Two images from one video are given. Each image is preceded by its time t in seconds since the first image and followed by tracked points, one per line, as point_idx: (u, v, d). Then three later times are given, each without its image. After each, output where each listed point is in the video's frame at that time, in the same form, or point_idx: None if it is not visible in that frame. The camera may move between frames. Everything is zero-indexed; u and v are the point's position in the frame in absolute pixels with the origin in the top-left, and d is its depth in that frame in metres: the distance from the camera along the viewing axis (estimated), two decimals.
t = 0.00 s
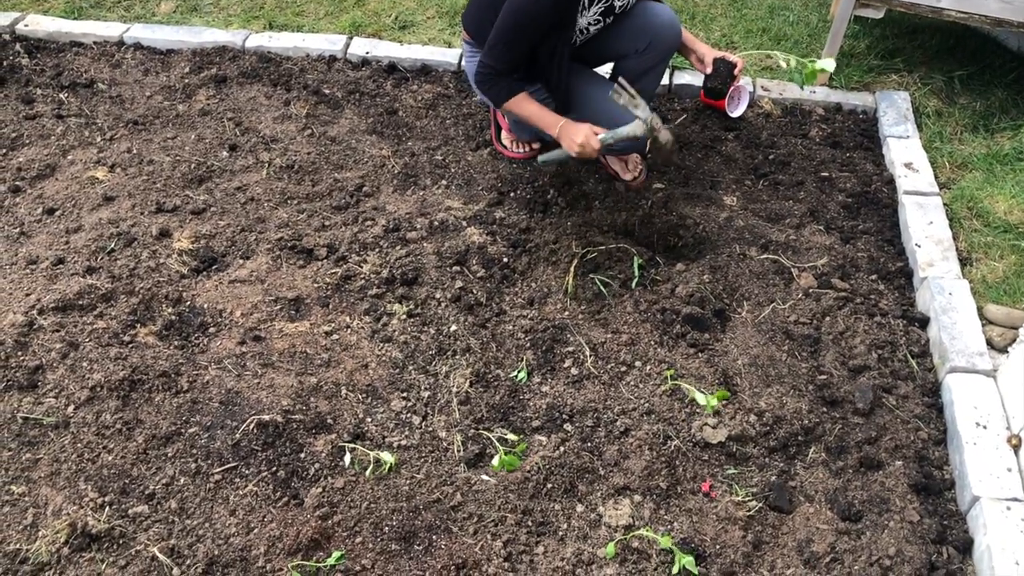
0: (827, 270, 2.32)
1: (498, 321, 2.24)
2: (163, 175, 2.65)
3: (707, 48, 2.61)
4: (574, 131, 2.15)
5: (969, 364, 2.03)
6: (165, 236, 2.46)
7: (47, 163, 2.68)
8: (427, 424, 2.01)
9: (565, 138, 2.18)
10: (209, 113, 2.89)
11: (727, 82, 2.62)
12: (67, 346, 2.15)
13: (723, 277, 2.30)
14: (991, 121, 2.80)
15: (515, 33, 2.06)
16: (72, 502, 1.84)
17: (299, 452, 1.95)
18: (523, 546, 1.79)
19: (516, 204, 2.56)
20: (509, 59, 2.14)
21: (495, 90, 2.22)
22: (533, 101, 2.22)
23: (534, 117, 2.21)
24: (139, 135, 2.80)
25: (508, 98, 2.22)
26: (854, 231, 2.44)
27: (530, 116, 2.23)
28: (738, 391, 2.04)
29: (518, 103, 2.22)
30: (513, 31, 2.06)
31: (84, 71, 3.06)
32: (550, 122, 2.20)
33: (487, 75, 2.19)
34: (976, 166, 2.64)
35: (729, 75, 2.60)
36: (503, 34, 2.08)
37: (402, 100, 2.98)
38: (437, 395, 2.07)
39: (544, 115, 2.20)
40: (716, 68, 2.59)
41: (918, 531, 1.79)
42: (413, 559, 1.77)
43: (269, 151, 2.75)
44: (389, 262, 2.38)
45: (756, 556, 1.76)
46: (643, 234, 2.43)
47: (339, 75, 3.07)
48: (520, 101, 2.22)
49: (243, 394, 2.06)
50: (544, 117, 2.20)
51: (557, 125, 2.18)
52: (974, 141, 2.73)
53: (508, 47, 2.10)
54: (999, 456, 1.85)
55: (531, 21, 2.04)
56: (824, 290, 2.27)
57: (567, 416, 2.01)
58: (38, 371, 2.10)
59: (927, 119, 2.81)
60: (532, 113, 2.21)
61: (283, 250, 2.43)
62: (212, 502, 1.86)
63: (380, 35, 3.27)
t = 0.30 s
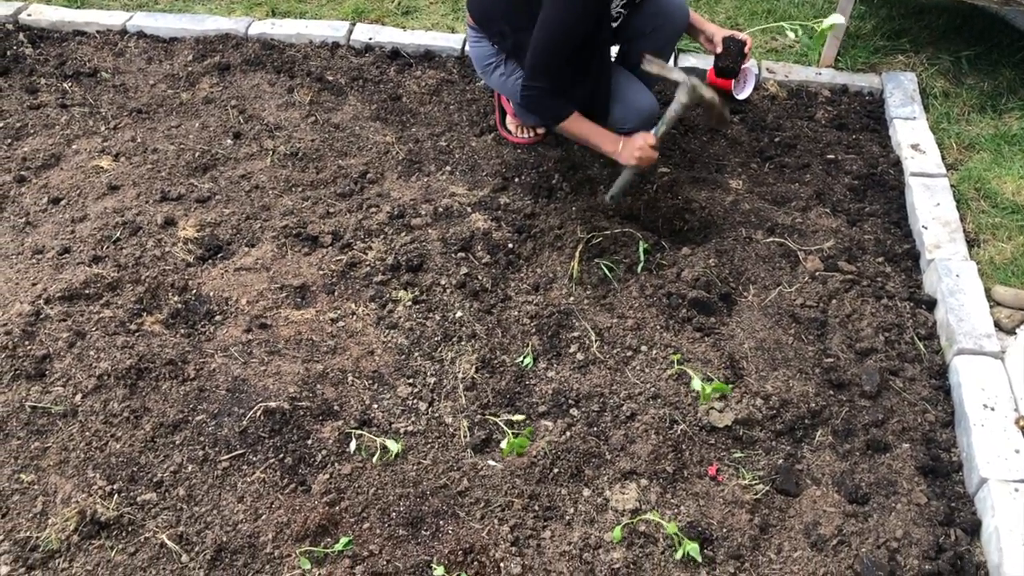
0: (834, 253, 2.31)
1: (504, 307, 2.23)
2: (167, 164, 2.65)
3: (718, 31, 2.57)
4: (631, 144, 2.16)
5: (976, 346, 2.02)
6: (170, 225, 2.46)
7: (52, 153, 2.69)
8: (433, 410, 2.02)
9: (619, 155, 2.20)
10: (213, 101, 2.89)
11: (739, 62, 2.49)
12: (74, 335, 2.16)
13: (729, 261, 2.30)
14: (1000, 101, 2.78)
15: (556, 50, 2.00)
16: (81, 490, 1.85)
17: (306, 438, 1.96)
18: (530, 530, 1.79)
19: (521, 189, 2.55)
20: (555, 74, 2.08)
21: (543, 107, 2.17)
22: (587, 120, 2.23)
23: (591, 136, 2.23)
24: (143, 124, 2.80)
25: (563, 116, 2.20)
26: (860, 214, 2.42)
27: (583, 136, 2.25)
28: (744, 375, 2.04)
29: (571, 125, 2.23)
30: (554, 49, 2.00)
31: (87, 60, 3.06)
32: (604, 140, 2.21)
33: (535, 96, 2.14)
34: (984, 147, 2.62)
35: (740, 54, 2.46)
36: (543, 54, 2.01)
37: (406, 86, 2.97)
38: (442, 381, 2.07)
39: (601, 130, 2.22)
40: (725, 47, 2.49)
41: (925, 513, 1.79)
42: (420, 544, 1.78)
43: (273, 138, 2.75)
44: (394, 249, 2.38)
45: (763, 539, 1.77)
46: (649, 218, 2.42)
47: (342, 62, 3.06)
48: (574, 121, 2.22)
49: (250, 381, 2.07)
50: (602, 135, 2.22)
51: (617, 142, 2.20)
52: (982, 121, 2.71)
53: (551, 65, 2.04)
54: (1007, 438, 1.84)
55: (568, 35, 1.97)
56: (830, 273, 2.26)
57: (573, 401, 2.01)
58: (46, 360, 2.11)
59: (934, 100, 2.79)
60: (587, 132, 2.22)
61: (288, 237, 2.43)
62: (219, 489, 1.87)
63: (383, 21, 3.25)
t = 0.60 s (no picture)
0: (842, 233, 2.30)
1: (511, 290, 2.23)
2: (173, 149, 2.65)
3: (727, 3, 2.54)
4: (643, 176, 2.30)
5: (987, 325, 2.01)
6: (176, 210, 2.46)
7: (58, 139, 2.69)
8: (441, 392, 2.02)
9: (630, 175, 2.29)
10: (218, 86, 2.88)
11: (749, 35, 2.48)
12: (83, 320, 2.17)
13: (737, 242, 2.29)
14: (1010, 78, 2.76)
15: (591, 33, 1.94)
16: (92, 473, 1.86)
17: (315, 421, 1.96)
18: (538, 511, 1.80)
19: (528, 171, 2.55)
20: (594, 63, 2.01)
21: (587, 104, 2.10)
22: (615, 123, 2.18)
23: (615, 146, 2.23)
24: (148, 109, 2.80)
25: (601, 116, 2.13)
26: (869, 193, 2.41)
27: (611, 141, 2.21)
28: (753, 356, 2.04)
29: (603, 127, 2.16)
30: (588, 32, 1.94)
31: (92, 46, 3.06)
32: (627, 154, 2.25)
33: (575, 92, 2.06)
34: (995, 125, 2.60)
35: (751, 28, 2.47)
36: (578, 41, 1.96)
37: (411, 69, 2.96)
38: (450, 364, 2.07)
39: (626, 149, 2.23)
40: (734, 23, 2.48)
41: (935, 493, 1.79)
42: (429, 525, 1.78)
43: (278, 122, 2.75)
44: (401, 233, 2.38)
45: (772, 519, 1.77)
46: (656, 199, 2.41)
47: (347, 45, 3.05)
48: (605, 125, 2.16)
49: (258, 364, 2.07)
50: (624, 151, 2.24)
51: (634, 160, 2.26)
52: (993, 99, 2.69)
53: (587, 51, 1.97)
54: (1018, 417, 1.84)
55: (599, 17, 1.92)
56: (839, 253, 2.25)
57: (581, 383, 2.01)
58: (54, 345, 2.12)
59: (944, 78, 2.77)
60: (615, 138, 2.19)
61: (294, 222, 2.43)
62: (229, 472, 1.87)
63: (388, 3, 3.24)
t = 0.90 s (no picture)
0: (850, 215, 2.29)
1: (517, 272, 2.23)
2: (179, 131, 2.65)
3: None
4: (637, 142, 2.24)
5: (995, 307, 2.01)
6: (182, 192, 2.46)
7: (64, 121, 2.68)
8: (448, 373, 2.02)
9: (623, 143, 2.23)
10: (224, 68, 2.87)
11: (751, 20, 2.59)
12: (90, 302, 2.17)
13: (744, 225, 2.28)
14: (1021, 60, 2.74)
15: None
16: (99, 454, 1.87)
17: (322, 403, 1.97)
18: (545, 492, 1.80)
19: (534, 153, 2.54)
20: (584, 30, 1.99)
21: (576, 72, 2.07)
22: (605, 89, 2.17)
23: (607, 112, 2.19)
24: (154, 92, 2.79)
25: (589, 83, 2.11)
26: (878, 175, 2.40)
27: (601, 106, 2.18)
28: (760, 338, 2.04)
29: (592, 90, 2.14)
30: None
31: (97, 28, 3.05)
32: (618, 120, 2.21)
33: (562, 58, 2.04)
34: (1005, 107, 2.59)
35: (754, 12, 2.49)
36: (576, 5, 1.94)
37: (417, 50, 2.94)
38: (457, 345, 2.07)
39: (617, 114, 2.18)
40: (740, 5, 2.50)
41: (942, 474, 1.79)
42: (436, 505, 1.79)
43: (284, 104, 2.74)
44: (407, 215, 2.37)
45: (778, 500, 1.77)
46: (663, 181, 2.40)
47: (352, 27, 3.04)
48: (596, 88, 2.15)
49: (265, 346, 2.08)
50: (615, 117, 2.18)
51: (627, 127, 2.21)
52: (1003, 81, 2.68)
53: (579, 16, 1.96)
54: None
55: None
56: (847, 235, 2.24)
57: (588, 364, 2.01)
58: (62, 327, 2.12)
59: (954, 60, 2.75)
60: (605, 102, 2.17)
61: (300, 204, 2.42)
62: (236, 453, 1.88)
63: None
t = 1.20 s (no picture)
0: (858, 205, 2.28)
1: (523, 261, 2.23)
2: (185, 119, 2.64)
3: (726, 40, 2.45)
4: (578, 104, 2.30)
5: (1004, 297, 2.00)
6: (189, 179, 2.46)
7: (71, 108, 2.68)
8: (453, 361, 2.02)
9: (563, 104, 2.31)
10: (230, 55, 2.87)
11: (734, 79, 2.46)
12: (96, 288, 2.17)
13: (751, 214, 2.27)
14: None
15: None
16: (106, 440, 1.88)
17: (327, 390, 1.97)
18: (550, 480, 1.80)
19: (541, 141, 2.53)
20: None
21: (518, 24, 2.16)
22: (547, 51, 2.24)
23: (544, 72, 2.27)
24: (160, 79, 2.79)
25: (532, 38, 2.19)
26: (886, 165, 2.39)
27: (539, 66, 2.26)
28: (766, 327, 2.03)
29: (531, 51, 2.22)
30: None
31: (104, 15, 3.05)
32: (557, 81, 2.28)
33: (503, 10, 2.15)
34: (1015, 96, 2.57)
35: (738, 73, 2.40)
36: None
37: (424, 39, 2.94)
38: (463, 333, 2.07)
39: (554, 75, 2.26)
40: (723, 65, 2.44)
41: (949, 464, 1.79)
42: (441, 493, 1.79)
43: (290, 92, 2.73)
44: (413, 203, 2.37)
45: (784, 490, 1.77)
46: (670, 169, 2.39)
47: (359, 15, 3.03)
48: (534, 49, 2.22)
49: (270, 333, 2.08)
50: (552, 77, 2.27)
51: (565, 88, 2.28)
52: (1013, 70, 2.66)
53: None
54: None
55: None
56: (855, 225, 2.24)
57: (594, 353, 2.01)
58: (68, 313, 2.13)
59: (964, 49, 2.73)
60: (544, 63, 2.24)
61: (306, 191, 2.42)
62: (242, 439, 1.88)
63: None
